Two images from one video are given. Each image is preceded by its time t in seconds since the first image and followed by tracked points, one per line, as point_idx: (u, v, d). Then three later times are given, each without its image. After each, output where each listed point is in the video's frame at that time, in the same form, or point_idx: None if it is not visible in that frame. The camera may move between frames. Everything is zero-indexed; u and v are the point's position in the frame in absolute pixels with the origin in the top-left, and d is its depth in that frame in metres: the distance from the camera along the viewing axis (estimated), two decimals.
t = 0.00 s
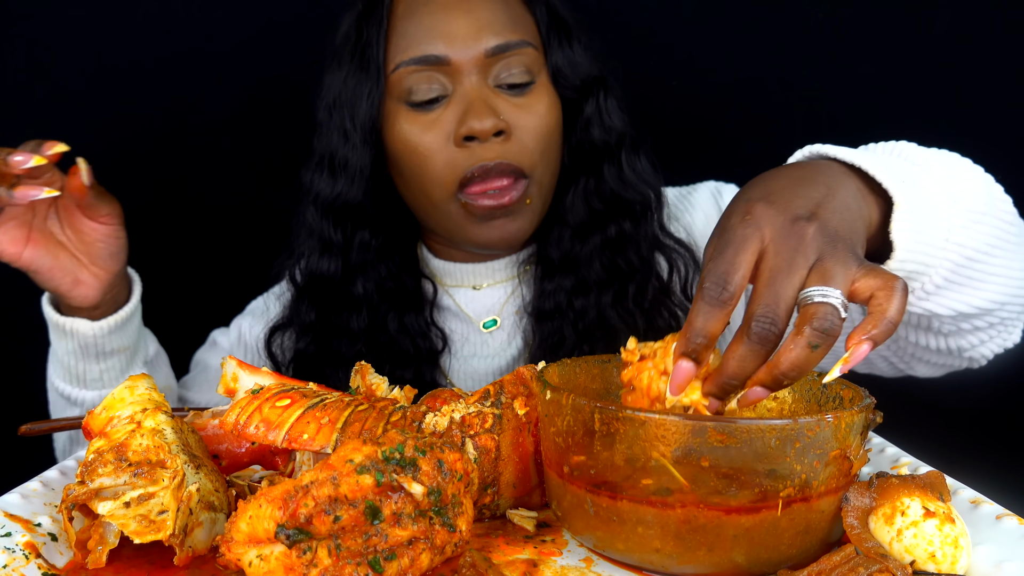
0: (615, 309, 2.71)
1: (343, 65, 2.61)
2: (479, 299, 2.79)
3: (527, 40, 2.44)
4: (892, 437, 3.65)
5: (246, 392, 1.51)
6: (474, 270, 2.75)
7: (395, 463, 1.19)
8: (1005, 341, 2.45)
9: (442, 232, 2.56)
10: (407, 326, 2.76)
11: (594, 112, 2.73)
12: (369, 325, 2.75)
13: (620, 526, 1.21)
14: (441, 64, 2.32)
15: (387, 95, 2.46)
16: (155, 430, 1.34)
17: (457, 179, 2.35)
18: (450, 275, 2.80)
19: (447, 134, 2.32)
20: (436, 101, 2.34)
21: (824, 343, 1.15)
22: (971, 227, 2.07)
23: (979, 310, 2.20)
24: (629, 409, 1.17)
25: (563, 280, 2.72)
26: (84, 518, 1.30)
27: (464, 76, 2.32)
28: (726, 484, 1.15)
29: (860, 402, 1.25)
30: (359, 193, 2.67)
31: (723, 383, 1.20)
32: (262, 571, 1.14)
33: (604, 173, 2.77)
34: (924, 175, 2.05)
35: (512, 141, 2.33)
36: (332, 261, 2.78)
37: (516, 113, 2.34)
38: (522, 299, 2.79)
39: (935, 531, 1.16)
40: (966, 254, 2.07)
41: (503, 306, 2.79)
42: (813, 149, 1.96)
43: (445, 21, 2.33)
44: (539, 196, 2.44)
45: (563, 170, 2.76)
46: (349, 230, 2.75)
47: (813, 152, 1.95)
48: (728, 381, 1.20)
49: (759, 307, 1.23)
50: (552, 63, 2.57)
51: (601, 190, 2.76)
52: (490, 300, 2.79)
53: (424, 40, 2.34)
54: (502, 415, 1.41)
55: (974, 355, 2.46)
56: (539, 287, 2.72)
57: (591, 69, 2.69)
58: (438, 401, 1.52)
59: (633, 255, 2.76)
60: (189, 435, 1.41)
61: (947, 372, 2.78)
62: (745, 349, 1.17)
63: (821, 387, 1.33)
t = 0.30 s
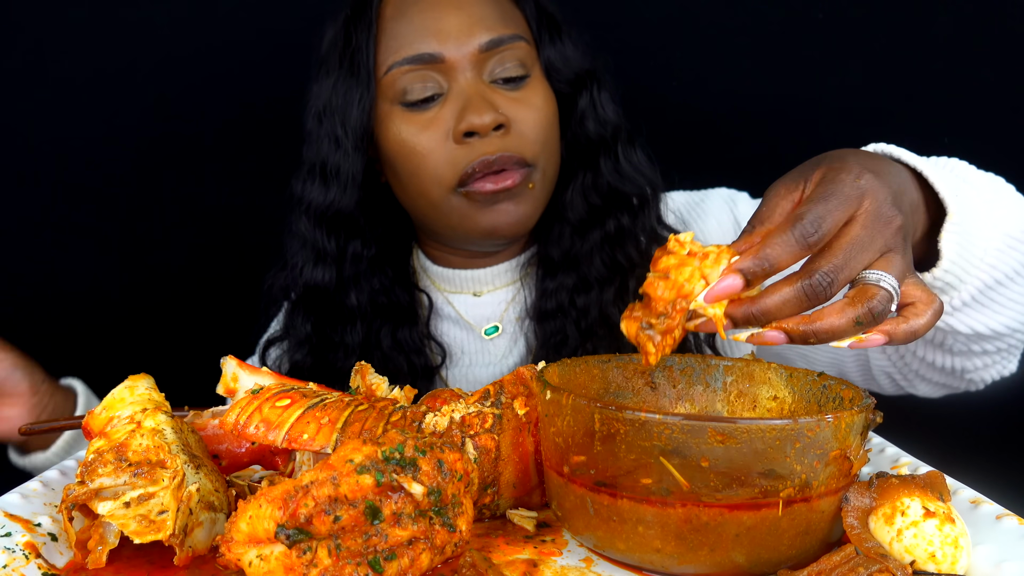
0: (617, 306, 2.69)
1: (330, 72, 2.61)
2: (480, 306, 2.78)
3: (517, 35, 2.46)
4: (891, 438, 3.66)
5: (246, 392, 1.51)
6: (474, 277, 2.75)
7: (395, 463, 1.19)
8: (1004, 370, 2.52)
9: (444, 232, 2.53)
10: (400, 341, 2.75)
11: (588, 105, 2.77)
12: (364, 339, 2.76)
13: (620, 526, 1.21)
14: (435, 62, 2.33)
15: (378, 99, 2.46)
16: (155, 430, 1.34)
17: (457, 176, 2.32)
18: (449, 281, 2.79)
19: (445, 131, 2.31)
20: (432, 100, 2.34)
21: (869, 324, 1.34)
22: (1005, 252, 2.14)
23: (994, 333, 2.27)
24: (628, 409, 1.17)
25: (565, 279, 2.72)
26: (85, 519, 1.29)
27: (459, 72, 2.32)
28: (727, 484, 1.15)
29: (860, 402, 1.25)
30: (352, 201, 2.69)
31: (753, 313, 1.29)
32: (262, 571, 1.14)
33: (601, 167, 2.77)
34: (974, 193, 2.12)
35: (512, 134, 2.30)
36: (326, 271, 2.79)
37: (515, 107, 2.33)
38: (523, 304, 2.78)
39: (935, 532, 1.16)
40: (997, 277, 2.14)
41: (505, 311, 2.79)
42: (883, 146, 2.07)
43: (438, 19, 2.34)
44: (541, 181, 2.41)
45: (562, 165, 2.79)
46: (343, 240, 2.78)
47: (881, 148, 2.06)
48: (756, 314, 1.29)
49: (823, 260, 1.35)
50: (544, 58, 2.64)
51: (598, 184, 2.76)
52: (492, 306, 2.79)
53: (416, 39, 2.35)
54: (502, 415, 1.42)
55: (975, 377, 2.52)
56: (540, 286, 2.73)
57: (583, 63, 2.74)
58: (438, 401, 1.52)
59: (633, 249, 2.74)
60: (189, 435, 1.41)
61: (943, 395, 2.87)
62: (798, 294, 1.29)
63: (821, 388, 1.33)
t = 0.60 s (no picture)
0: (621, 305, 2.68)
1: (319, 77, 2.61)
2: (483, 312, 2.80)
3: (514, 29, 2.46)
4: (891, 438, 3.66)
5: (246, 392, 1.51)
6: (476, 283, 2.76)
7: (395, 463, 1.19)
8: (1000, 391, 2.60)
9: (451, 232, 2.51)
10: (393, 360, 2.74)
11: (587, 98, 2.81)
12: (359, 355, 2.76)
13: (620, 526, 1.21)
14: (433, 60, 2.32)
15: (372, 101, 2.46)
16: (155, 430, 1.34)
17: (463, 173, 2.29)
18: (452, 286, 2.81)
19: (448, 127, 2.29)
20: (432, 99, 2.33)
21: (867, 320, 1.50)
22: (1006, 280, 2.20)
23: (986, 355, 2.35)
24: (628, 409, 1.17)
25: (569, 278, 2.72)
26: (85, 518, 1.29)
27: (459, 69, 2.32)
28: (726, 484, 1.15)
29: (861, 402, 1.25)
30: (345, 209, 2.70)
31: (766, 272, 1.46)
32: (262, 571, 1.14)
33: (602, 162, 2.79)
34: (982, 220, 2.18)
35: (517, 128, 2.30)
36: (320, 282, 2.79)
37: (517, 101, 2.32)
38: (527, 310, 2.78)
39: (935, 532, 1.16)
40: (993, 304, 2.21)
41: (509, 318, 2.79)
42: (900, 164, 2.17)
43: (433, 15, 2.34)
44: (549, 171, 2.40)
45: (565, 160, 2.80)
46: (337, 250, 2.79)
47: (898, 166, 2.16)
48: (769, 272, 1.46)
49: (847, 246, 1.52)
50: (541, 53, 2.71)
51: (600, 179, 2.78)
52: (496, 310, 2.79)
53: (413, 38, 2.34)
54: (502, 415, 1.42)
55: (965, 397, 2.62)
56: (544, 286, 2.73)
57: (580, 57, 2.79)
58: (438, 401, 1.52)
59: (635, 246, 2.74)
60: (189, 435, 1.41)
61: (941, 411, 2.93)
62: (816, 270, 1.46)
63: (821, 387, 1.33)
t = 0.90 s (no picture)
0: (631, 309, 2.69)
1: (315, 84, 2.60)
2: (490, 320, 2.80)
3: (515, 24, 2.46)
4: (892, 438, 3.66)
5: (246, 392, 1.51)
6: (481, 290, 2.76)
7: (395, 463, 1.19)
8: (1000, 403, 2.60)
9: (462, 239, 2.49)
10: (395, 377, 2.73)
11: (589, 95, 2.83)
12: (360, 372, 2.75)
13: (620, 526, 1.21)
14: (435, 58, 2.31)
15: (370, 105, 2.45)
16: (155, 430, 1.34)
17: (475, 175, 2.28)
18: (457, 294, 2.79)
19: (456, 126, 2.28)
20: (435, 99, 2.32)
21: (817, 311, 1.53)
22: (993, 298, 2.21)
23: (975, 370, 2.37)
24: (628, 410, 1.16)
25: (577, 282, 2.72)
26: (85, 518, 1.29)
27: (463, 66, 2.31)
28: (726, 484, 1.15)
29: (861, 402, 1.26)
30: (345, 219, 2.70)
31: (733, 247, 1.49)
32: (262, 571, 1.14)
33: (607, 159, 2.81)
34: (973, 238, 2.19)
35: (525, 126, 2.29)
36: (321, 297, 2.79)
37: (523, 97, 2.32)
38: (534, 317, 2.79)
39: (935, 532, 1.16)
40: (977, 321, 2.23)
41: (518, 326, 2.80)
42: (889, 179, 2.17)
43: (433, 12, 2.33)
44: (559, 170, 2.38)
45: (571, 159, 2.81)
46: (337, 263, 2.79)
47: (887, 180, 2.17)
48: (733, 247, 1.50)
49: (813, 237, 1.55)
50: (543, 49, 2.75)
51: (608, 176, 2.79)
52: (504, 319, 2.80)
53: (413, 35, 2.33)
54: (502, 415, 1.42)
55: (960, 408, 2.63)
56: (552, 289, 2.73)
57: (581, 53, 2.83)
58: (438, 401, 1.52)
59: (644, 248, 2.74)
60: (189, 435, 1.41)
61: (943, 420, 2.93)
62: (779, 254, 1.49)
63: (821, 387, 1.33)
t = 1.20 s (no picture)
0: (648, 315, 2.73)
1: (319, 90, 2.56)
2: (501, 327, 2.81)
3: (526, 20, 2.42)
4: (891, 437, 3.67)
5: (246, 392, 1.51)
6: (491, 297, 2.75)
7: (395, 463, 1.19)
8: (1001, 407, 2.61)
9: (478, 247, 2.46)
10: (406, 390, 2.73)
11: (603, 92, 2.83)
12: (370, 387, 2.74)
13: (620, 526, 1.21)
14: (447, 58, 2.26)
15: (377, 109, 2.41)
16: (155, 430, 1.34)
17: (497, 183, 2.24)
18: (467, 301, 2.79)
19: (471, 131, 2.24)
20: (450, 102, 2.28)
21: (779, 314, 1.54)
22: (986, 309, 2.23)
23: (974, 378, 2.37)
24: (628, 410, 1.16)
25: (592, 287, 2.75)
26: (84, 519, 1.29)
27: (477, 66, 2.27)
28: (726, 484, 1.15)
29: (861, 402, 1.25)
30: (354, 231, 2.68)
31: (704, 244, 1.52)
32: (262, 571, 1.14)
33: (622, 158, 2.83)
34: (964, 250, 2.20)
35: (542, 129, 2.27)
36: (329, 311, 2.76)
37: (537, 99, 2.30)
38: (547, 324, 2.80)
39: (935, 532, 1.16)
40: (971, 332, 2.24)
41: (530, 332, 2.81)
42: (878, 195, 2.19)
43: (447, 9, 2.28)
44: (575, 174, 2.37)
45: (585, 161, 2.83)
46: (344, 276, 2.77)
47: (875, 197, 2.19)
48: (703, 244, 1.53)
49: (784, 243, 1.57)
50: (554, 45, 2.73)
51: (625, 173, 2.81)
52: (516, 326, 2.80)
53: (424, 35, 2.27)
54: (502, 415, 1.42)
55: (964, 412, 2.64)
56: (565, 294, 2.75)
57: (592, 49, 2.83)
58: (438, 401, 1.52)
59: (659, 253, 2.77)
60: (189, 435, 1.41)
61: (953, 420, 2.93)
62: (745, 255, 1.53)
63: (821, 387, 1.33)
